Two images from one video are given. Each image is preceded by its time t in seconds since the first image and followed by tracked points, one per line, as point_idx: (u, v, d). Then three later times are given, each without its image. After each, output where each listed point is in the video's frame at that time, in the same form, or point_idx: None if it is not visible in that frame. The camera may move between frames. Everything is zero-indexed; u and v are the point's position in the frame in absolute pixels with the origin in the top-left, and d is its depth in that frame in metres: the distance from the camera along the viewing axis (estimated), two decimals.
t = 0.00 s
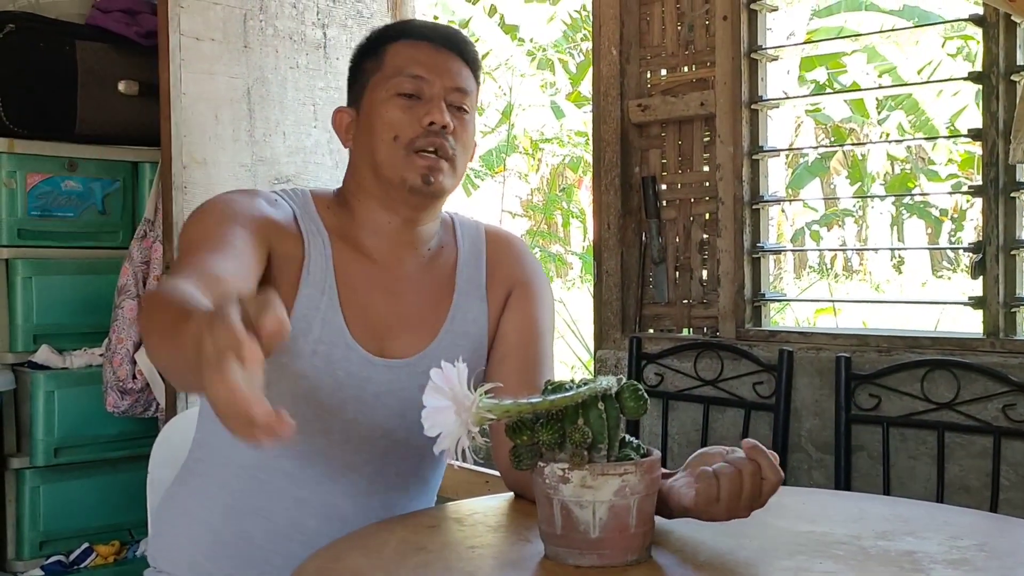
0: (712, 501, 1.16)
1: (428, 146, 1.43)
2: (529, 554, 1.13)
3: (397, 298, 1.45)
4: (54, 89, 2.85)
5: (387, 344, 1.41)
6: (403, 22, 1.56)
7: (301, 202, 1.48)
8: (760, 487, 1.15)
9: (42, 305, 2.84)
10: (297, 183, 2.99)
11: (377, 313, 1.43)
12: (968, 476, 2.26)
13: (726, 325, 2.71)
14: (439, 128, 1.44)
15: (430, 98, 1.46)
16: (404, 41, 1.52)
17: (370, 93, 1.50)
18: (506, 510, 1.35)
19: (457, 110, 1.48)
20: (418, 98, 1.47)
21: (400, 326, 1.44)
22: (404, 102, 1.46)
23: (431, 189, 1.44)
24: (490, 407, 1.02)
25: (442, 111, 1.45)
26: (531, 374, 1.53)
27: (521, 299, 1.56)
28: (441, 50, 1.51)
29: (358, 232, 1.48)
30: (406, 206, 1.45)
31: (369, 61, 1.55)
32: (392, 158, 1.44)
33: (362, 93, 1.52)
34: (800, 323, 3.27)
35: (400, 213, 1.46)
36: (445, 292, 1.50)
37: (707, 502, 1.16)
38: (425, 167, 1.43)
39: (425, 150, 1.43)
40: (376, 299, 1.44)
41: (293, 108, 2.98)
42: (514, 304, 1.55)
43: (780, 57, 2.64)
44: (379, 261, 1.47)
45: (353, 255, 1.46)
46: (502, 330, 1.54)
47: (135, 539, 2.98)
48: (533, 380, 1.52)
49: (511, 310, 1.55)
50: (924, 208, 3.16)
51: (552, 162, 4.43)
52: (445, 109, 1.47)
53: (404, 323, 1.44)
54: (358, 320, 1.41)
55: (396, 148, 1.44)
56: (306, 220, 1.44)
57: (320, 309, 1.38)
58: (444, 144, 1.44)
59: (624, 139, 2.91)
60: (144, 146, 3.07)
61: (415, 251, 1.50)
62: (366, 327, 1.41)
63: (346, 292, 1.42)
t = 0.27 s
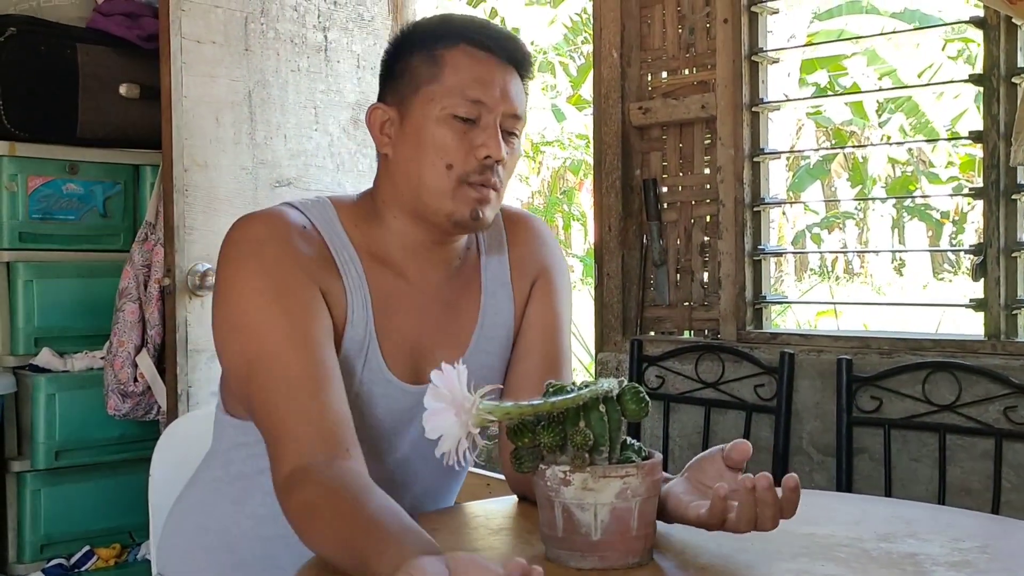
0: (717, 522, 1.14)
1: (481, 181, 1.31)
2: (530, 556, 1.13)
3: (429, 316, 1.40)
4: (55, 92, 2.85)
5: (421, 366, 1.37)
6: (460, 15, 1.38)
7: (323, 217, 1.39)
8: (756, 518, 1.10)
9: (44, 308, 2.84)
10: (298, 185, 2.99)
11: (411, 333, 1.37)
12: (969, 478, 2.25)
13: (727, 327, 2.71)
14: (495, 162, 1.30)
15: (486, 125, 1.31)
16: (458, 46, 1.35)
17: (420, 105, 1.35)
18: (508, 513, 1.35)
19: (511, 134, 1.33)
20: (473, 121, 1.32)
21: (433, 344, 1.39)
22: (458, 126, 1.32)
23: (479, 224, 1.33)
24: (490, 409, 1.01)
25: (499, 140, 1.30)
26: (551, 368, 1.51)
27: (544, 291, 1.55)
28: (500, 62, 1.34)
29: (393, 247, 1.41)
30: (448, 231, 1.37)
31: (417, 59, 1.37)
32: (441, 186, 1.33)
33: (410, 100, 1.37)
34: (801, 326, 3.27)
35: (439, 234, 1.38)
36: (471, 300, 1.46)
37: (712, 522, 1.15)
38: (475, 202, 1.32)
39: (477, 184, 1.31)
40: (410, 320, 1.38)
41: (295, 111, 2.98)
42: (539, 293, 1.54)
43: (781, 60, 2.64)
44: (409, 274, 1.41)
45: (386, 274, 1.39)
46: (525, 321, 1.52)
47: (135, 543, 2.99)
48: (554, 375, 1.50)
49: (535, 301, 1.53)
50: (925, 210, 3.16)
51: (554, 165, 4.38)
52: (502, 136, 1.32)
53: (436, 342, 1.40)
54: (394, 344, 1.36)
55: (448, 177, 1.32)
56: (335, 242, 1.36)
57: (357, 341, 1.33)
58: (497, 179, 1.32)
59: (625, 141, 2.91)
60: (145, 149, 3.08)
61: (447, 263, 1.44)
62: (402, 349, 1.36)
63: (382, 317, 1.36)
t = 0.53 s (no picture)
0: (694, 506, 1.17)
1: (499, 207, 1.25)
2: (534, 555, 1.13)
3: (445, 327, 1.37)
4: (56, 92, 2.85)
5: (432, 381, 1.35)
6: (497, 21, 1.30)
7: (347, 212, 1.35)
8: (735, 494, 1.13)
9: (46, 308, 2.84)
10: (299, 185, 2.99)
11: (424, 346, 1.35)
12: (972, 478, 2.25)
13: (730, 327, 2.71)
14: (517, 188, 1.24)
15: (511, 148, 1.24)
16: (488, 57, 1.26)
17: (442, 118, 1.27)
18: (509, 514, 1.35)
19: (537, 155, 1.26)
20: (496, 143, 1.24)
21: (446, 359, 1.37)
22: (480, 146, 1.24)
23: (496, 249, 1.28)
24: (492, 411, 1.01)
25: (524, 166, 1.23)
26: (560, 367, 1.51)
27: (558, 290, 1.54)
28: (531, 79, 1.25)
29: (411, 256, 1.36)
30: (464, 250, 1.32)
31: (445, 69, 1.29)
32: (457, 208, 1.26)
33: (433, 112, 1.29)
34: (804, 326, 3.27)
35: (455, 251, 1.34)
36: (487, 306, 1.44)
37: (690, 507, 1.17)
38: (492, 229, 1.26)
39: (496, 210, 1.25)
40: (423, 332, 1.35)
41: (296, 111, 2.98)
42: (555, 289, 1.54)
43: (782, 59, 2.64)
44: (428, 283, 1.37)
45: (405, 285, 1.35)
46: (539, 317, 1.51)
47: (137, 543, 2.99)
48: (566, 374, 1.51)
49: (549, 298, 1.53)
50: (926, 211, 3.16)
51: (555, 165, 4.41)
52: (527, 159, 1.25)
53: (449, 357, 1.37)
54: (409, 358, 1.34)
55: (464, 201, 1.25)
56: (358, 241, 1.32)
57: (375, 354, 1.29)
58: (516, 204, 1.25)
59: (627, 141, 2.91)
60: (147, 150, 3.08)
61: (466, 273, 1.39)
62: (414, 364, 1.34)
63: (401, 330, 1.33)
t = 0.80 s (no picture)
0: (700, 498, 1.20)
1: (510, 207, 1.21)
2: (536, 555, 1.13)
3: (439, 327, 1.36)
4: (58, 92, 2.86)
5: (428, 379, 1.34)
6: (504, 13, 1.25)
7: (349, 203, 1.34)
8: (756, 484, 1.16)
9: (47, 309, 2.84)
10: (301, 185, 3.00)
11: (423, 345, 1.34)
12: (974, 477, 2.25)
13: (731, 326, 2.71)
14: (528, 187, 1.20)
15: (521, 146, 1.20)
16: (496, 53, 1.22)
17: (447, 116, 1.23)
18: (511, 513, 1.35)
19: (545, 151, 1.23)
20: (505, 140, 1.20)
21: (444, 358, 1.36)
22: (490, 145, 1.20)
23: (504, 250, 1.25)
24: (493, 408, 1.01)
25: (535, 163, 1.20)
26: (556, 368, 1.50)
27: (553, 288, 1.53)
28: (539, 74, 1.22)
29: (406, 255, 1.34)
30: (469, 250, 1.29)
31: (448, 64, 1.24)
32: (465, 211, 1.22)
33: (437, 109, 1.24)
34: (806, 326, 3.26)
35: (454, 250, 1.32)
36: (480, 308, 1.42)
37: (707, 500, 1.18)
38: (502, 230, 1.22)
39: (506, 210, 1.21)
40: (419, 331, 1.34)
41: (297, 110, 2.98)
42: (547, 291, 1.52)
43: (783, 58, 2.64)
44: (422, 282, 1.36)
45: (400, 284, 1.33)
46: (534, 318, 1.50)
47: (139, 543, 2.99)
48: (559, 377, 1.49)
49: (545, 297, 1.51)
50: (928, 211, 3.16)
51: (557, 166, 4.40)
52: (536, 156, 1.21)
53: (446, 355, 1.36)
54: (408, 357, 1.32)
55: (473, 203, 1.21)
56: (360, 235, 1.31)
57: (376, 354, 1.28)
58: (527, 203, 1.22)
59: (628, 141, 2.91)
60: (149, 150, 3.08)
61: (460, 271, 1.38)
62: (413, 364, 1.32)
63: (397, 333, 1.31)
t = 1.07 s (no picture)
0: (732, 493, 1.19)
1: (479, 201, 1.24)
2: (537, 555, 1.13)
3: (418, 326, 1.37)
4: (58, 93, 2.86)
5: (408, 379, 1.35)
6: (454, 13, 1.30)
7: (322, 209, 1.35)
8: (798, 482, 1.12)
9: (47, 309, 2.84)
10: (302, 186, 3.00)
11: (402, 345, 1.35)
12: (976, 477, 2.25)
13: (732, 327, 2.71)
14: (494, 181, 1.24)
15: (484, 141, 1.24)
16: (450, 52, 1.27)
17: (409, 119, 1.27)
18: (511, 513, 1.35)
19: (508, 144, 1.27)
20: (468, 137, 1.24)
21: (424, 358, 1.37)
22: (452, 143, 1.24)
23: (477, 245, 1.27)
24: (495, 407, 1.01)
25: (498, 157, 1.23)
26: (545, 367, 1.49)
27: (537, 286, 1.52)
28: (494, 69, 1.26)
29: (380, 256, 1.36)
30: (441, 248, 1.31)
31: (406, 68, 1.29)
32: (434, 208, 1.25)
33: (398, 112, 1.29)
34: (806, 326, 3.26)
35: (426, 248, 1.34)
36: (458, 305, 1.42)
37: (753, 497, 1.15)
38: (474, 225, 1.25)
39: (474, 206, 1.24)
40: (398, 332, 1.35)
41: (297, 111, 2.98)
42: (531, 290, 1.50)
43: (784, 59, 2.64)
44: (398, 283, 1.37)
45: (376, 286, 1.35)
46: (518, 319, 1.49)
47: (139, 544, 2.99)
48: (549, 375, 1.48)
49: (529, 297, 1.51)
50: (928, 212, 3.16)
51: (557, 167, 4.39)
52: (500, 150, 1.25)
53: (426, 354, 1.37)
54: (385, 357, 1.33)
55: (441, 201, 1.24)
56: (334, 239, 1.32)
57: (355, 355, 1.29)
58: (495, 196, 1.25)
59: (628, 141, 2.91)
60: (149, 150, 3.08)
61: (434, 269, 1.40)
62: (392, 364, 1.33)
63: (375, 333, 1.32)
